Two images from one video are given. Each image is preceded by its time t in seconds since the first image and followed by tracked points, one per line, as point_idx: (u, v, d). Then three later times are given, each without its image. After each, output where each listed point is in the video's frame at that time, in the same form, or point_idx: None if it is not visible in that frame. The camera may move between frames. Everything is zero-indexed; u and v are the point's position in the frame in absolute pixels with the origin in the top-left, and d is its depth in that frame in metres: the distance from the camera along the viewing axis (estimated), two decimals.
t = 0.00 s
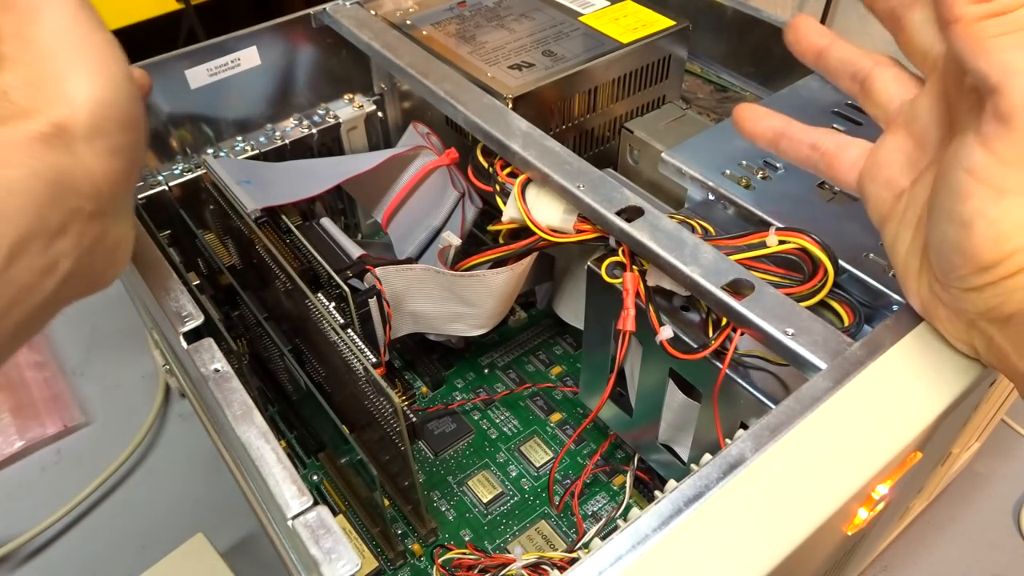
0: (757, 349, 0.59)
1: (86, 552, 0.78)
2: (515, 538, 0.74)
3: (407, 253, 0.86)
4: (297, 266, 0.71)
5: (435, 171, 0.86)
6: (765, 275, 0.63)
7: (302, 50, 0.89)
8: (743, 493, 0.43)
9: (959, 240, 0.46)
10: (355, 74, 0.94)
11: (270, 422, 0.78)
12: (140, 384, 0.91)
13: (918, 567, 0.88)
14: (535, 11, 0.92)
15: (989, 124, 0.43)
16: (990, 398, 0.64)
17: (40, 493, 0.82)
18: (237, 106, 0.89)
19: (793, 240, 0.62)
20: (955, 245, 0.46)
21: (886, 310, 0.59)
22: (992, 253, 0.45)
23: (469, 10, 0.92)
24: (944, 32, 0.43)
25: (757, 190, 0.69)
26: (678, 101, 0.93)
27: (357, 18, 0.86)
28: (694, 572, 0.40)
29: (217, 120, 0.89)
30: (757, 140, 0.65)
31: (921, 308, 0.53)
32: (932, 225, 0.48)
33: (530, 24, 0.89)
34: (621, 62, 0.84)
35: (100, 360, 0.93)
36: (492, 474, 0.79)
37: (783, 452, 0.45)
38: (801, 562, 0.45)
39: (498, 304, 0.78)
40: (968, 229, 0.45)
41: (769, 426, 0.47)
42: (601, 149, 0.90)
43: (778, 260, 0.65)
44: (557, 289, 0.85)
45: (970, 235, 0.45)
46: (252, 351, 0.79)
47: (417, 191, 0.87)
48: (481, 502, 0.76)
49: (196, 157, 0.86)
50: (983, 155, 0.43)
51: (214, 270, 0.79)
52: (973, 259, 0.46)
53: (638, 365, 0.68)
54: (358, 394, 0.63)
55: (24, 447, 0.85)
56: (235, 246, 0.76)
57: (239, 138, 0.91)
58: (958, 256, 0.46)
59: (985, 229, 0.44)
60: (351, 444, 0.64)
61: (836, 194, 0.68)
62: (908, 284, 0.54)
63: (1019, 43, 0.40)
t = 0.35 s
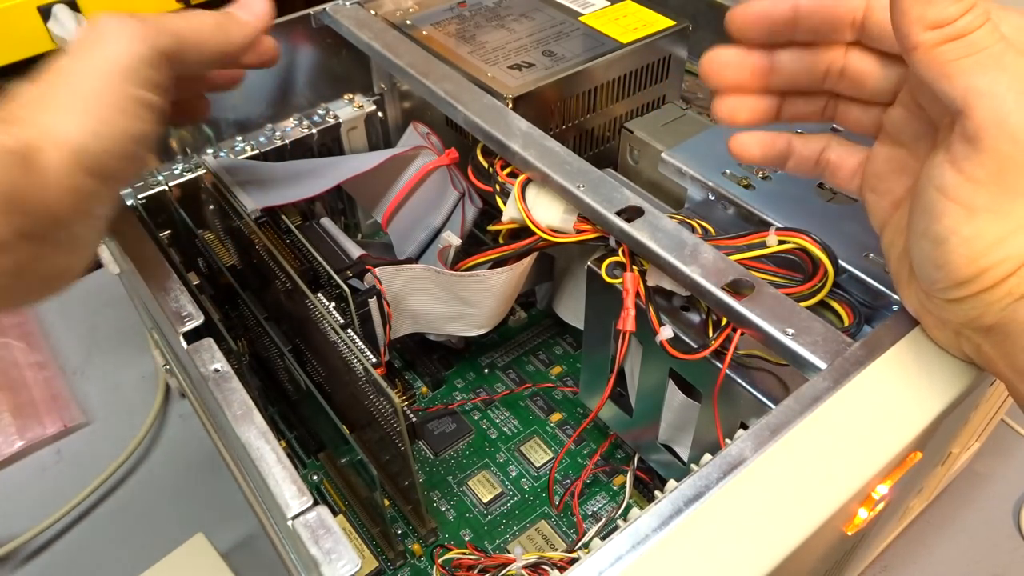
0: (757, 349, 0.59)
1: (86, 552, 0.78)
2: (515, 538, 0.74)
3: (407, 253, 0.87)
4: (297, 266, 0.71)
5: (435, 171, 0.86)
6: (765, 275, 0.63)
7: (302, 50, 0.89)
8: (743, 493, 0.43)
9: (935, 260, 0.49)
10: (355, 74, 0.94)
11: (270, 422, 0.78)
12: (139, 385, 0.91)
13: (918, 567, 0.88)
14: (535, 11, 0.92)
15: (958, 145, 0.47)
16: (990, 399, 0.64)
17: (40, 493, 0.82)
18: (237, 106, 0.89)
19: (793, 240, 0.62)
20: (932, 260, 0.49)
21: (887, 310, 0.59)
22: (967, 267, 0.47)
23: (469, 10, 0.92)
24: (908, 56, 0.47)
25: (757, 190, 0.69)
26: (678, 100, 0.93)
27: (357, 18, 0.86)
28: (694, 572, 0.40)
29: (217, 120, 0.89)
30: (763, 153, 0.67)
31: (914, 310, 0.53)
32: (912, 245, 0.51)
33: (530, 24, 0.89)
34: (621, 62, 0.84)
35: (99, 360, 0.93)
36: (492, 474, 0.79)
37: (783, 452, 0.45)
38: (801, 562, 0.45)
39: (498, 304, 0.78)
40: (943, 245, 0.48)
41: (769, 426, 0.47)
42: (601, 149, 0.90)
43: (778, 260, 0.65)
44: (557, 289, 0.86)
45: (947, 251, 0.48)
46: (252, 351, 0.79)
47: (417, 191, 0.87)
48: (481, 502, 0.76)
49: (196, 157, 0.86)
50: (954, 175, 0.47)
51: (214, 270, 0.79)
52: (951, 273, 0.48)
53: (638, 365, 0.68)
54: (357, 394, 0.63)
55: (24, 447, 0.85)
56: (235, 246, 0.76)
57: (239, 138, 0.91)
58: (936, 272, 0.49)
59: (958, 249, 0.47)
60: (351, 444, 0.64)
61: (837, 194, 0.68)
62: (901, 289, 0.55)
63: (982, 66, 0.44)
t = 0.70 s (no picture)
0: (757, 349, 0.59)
1: (86, 552, 0.78)
2: (515, 538, 0.74)
3: (407, 253, 0.86)
4: (297, 266, 0.71)
5: (435, 171, 0.86)
6: (765, 275, 0.63)
7: (302, 50, 0.89)
8: (742, 493, 0.43)
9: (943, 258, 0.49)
10: (355, 74, 0.94)
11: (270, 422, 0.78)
12: (140, 384, 0.91)
13: (918, 567, 0.87)
14: (535, 11, 0.92)
15: (967, 142, 0.47)
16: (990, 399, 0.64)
17: (40, 493, 0.82)
18: (237, 106, 0.89)
19: (793, 240, 0.62)
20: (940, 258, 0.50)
21: (887, 309, 0.59)
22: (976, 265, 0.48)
23: (469, 10, 0.92)
24: (915, 53, 0.47)
25: (757, 190, 0.70)
26: (678, 100, 0.93)
27: (357, 18, 0.86)
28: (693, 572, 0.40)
29: (217, 120, 0.89)
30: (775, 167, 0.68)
31: (917, 310, 0.53)
32: (917, 241, 0.52)
33: (530, 24, 0.89)
34: (621, 62, 0.84)
35: (100, 360, 0.93)
36: (492, 474, 0.79)
37: (782, 452, 0.45)
38: (801, 562, 0.45)
39: (498, 304, 0.78)
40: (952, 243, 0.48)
41: (769, 426, 0.47)
42: (601, 150, 0.90)
43: (778, 260, 0.65)
44: (557, 289, 0.86)
45: (954, 249, 0.48)
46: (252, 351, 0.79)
47: (417, 191, 0.87)
48: (481, 502, 0.76)
49: (196, 157, 0.87)
50: (961, 173, 0.47)
51: (214, 270, 0.79)
52: (958, 272, 0.49)
53: (638, 365, 0.68)
54: (358, 394, 0.63)
55: (25, 447, 0.82)
56: (235, 246, 0.76)
57: (239, 138, 0.91)
58: (943, 271, 0.49)
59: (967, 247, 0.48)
60: (351, 444, 0.64)
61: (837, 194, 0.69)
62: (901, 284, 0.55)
63: (990, 65, 0.44)
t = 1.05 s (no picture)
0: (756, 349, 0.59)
1: (86, 552, 0.78)
2: (515, 538, 0.74)
3: (407, 253, 0.86)
4: (297, 266, 0.71)
5: (435, 171, 0.86)
6: (765, 275, 0.63)
7: (302, 50, 0.89)
8: (742, 492, 0.43)
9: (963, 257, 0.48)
10: (355, 74, 0.95)
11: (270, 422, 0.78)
12: (140, 384, 0.91)
13: (918, 567, 0.87)
14: (535, 11, 0.92)
15: (996, 137, 0.45)
16: (990, 399, 0.64)
17: (40, 493, 0.82)
18: (237, 106, 0.89)
19: (793, 240, 0.62)
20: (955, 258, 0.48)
21: (887, 309, 0.59)
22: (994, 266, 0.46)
23: (469, 10, 0.92)
24: (952, 43, 0.45)
25: (757, 190, 0.69)
26: (678, 101, 0.93)
27: (357, 18, 0.86)
28: (694, 572, 0.40)
29: (217, 120, 0.89)
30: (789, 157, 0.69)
31: (919, 310, 0.53)
32: (935, 237, 0.51)
33: (530, 24, 0.89)
34: (621, 62, 0.84)
35: (100, 361, 0.93)
36: (492, 474, 0.79)
37: (782, 452, 0.45)
38: (800, 563, 0.45)
39: (498, 304, 0.78)
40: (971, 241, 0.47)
41: (769, 426, 0.47)
42: (601, 149, 0.90)
43: (778, 260, 0.65)
44: (557, 289, 0.86)
45: (973, 248, 0.47)
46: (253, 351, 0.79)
47: (418, 191, 0.87)
48: (481, 502, 0.76)
49: (196, 157, 0.87)
50: (988, 167, 0.45)
51: (215, 270, 0.79)
52: (974, 271, 0.47)
53: (638, 365, 0.68)
54: (358, 394, 0.63)
55: (25, 447, 0.84)
56: (235, 246, 0.76)
57: (239, 138, 0.91)
58: (959, 270, 0.48)
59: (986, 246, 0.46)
60: (351, 445, 0.64)
61: (837, 194, 0.69)
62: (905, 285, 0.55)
63: None
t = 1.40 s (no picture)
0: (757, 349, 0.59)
1: (86, 552, 0.78)
2: (515, 538, 0.74)
3: (407, 253, 0.86)
4: (297, 266, 0.71)
5: (435, 171, 0.86)
6: (765, 275, 0.63)
7: (302, 50, 0.89)
8: (742, 492, 0.43)
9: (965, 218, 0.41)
10: (355, 74, 0.95)
11: (270, 422, 0.78)
12: (140, 384, 0.91)
13: (918, 567, 0.87)
14: (535, 11, 0.92)
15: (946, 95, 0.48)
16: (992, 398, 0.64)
17: (40, 492, 0.82)
18: (237, 106, 0.89)
19: (793, 240, 0.62)
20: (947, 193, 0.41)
21: (887, 309, 0.59)
22: None
23: (469, 10, 0.92)
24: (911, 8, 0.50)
25: (757, 190, 0.69)
26: (678, 101, 0.93)
27: (357, 18, 0.86)
28: (694, 572, 0.40)
29: (217, 120, 0.89)
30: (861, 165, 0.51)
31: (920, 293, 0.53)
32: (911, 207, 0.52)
33: (530, 24, 0.89)
34: (621, 62, 0.84)
35: (100, 361, 0.93)
36: (492, 474, 0.79)
37: (783, 453, 0.45)
38: (801, 563, 0.45)
39: (498, 304, 0.79)
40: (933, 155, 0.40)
41: (769, 426, 0.47)
42: (601, 149, 0.90)
43: (777, 261, 0.65)
44: (557, 289, 0.86)
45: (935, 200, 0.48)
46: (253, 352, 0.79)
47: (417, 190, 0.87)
48: (481, 502, 0.76)
49: (196, 157, 0.87)
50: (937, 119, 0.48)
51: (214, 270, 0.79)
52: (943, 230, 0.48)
53: (638, 365, 0.68)
54: (358, 394, 0.63)
55: (25, 447, 0.84)
56: (235, 246, 0.76)
57: (239, 138, 0.91)
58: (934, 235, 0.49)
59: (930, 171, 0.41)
60: (351, 445, 0.64)
61: (836, 194, 0.70)
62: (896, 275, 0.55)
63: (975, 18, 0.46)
